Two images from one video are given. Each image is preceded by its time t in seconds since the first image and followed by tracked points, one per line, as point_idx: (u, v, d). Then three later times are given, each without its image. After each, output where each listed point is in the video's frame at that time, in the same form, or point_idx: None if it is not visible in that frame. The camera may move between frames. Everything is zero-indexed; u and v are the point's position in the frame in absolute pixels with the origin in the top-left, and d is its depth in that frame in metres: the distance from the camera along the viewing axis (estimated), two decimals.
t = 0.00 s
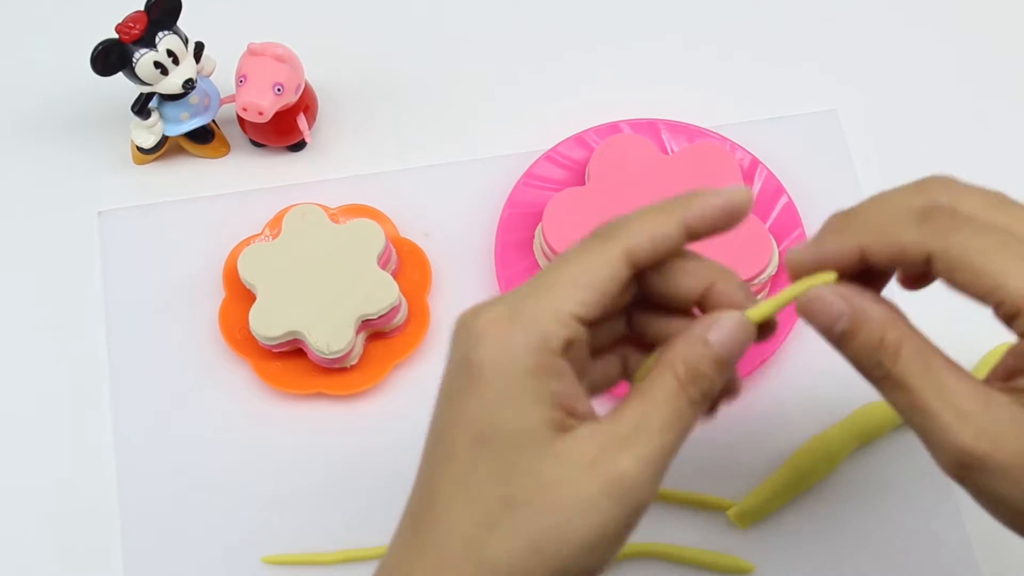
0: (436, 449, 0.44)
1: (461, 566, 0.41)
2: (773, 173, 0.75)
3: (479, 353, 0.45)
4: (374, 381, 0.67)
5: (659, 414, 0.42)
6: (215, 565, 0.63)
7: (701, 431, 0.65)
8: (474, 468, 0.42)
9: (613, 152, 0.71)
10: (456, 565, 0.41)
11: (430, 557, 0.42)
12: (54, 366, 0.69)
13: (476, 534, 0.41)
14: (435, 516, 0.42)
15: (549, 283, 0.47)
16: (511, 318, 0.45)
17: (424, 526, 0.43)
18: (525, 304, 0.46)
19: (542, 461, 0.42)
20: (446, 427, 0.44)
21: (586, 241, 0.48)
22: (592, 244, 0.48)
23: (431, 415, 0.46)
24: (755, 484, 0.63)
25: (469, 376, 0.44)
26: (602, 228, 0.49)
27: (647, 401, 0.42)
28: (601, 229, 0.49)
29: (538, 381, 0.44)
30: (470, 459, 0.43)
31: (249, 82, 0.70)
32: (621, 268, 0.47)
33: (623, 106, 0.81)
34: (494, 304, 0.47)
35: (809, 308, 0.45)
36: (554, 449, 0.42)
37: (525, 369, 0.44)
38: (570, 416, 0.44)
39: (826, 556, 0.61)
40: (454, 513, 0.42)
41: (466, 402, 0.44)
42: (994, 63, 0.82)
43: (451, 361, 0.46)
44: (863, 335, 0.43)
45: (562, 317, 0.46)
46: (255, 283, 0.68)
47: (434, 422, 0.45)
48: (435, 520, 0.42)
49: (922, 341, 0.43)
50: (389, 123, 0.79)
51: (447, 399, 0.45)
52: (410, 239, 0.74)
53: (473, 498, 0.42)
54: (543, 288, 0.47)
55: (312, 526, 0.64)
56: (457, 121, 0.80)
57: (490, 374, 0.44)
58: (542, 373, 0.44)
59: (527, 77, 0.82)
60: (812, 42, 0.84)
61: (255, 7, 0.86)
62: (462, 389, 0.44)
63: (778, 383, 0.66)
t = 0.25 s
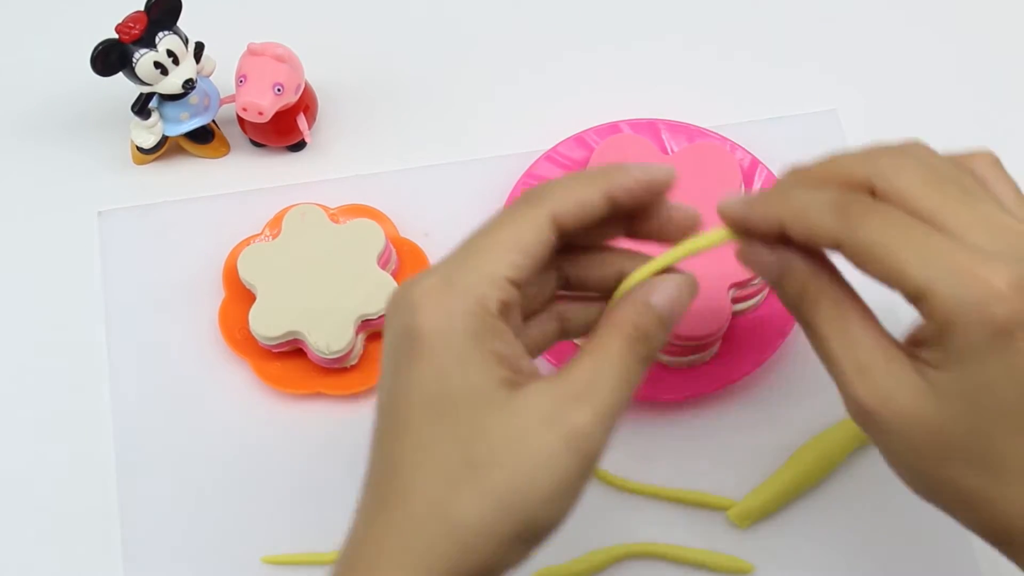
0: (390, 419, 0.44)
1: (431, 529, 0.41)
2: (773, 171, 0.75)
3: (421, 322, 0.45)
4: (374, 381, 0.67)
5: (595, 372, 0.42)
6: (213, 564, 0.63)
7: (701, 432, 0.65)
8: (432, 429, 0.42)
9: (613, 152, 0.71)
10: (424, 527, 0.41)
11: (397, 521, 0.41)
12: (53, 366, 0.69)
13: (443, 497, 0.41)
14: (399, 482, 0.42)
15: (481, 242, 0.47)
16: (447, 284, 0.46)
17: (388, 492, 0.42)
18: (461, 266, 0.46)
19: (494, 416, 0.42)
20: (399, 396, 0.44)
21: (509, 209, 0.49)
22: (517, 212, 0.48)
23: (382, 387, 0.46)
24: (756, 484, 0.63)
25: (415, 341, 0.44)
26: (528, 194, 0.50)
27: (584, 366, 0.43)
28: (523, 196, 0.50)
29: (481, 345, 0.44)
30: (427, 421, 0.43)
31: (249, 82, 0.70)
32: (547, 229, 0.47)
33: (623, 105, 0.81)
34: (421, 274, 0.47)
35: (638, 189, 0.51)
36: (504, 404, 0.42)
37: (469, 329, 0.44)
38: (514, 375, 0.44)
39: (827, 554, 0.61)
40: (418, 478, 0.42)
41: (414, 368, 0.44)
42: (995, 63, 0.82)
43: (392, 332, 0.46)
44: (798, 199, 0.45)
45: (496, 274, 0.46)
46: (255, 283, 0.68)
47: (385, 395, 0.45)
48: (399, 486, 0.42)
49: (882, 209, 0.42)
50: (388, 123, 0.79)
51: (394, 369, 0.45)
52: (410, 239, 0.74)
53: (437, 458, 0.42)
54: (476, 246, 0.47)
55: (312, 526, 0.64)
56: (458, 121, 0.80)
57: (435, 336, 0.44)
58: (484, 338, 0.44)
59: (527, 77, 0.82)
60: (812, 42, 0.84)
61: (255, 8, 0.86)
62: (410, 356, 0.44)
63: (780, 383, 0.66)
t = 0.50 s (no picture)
0: (350, 375, 0.48)
1: (409, 467, 0.45)
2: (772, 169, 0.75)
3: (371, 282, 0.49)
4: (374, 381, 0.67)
5: (518, 309, 0.51)
6: (211, 564, 0.62)
7: (700, 432, 0.65)
8: (393, 376, 0.47)
9: (613, 152, 0.70)
10: (404, 466, 0.45)
11: (374, 466, 0.45)
12: (52, 365, 0.69)
13: (415, 438, 0.46)
14: (368, 429, 0.46)
15: (402, 208, 0.52)
16: (383, 249, 0.51)
17: (361, 440, 0.46)
18: (392, 233, 0.51)
19: (449, 355, 0.48)
20: (355, 353, 0.48)
21: (410, 179, 0.55)
22: (416, 178, 0.54)
23: (337, 350, 0.50)
24: (756, 484, 0.62)
25: (364, 302, 0.49)
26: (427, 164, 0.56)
27: (511, 303, 0.51)
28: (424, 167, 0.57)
29: (427, 293, 0.50)
30: (389, 365, 0.47)
31: (249, 82, 0.70)
32: (449, 186, 0.54)
33: (622, 104, 0.81)
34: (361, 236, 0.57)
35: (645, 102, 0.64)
36: (455, 343, 0.48)
37: (408, 283, 0.49)
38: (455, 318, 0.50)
39: (830, 553, 0.60)
40: (387, 424, 0.46)
41: (365, 326, 0.49)
42: (995, 63, 0.82)
43: (338, 300, 0.51)
44: (730, 80, 0.57)
45: (423, 232, 0.52)
46: (255, 283, 0.68)
47: (340, 356, 0.49)
48: (369, 433, 0.46)
49: (745, 82, 0.57)
50: (388, 123, 0.79)
51: (348, 331, 0.49)
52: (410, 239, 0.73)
53: (405, 402, 0.46)
54: (399, 213, 0.52)
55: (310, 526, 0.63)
56: (457, 120, 0.80)
57: (381, 294, 0.49)
58: (426, 287, 0.50)
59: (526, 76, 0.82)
60: (810, 41, 0.84)
61: (255, 9, 0.86)
62: (360, 316, 0.49)
63: (778, 384, 0.67)
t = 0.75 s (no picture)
0: (434, 383, 0.50)
1: (506, 473, 0.48)
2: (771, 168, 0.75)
3: (448, 291, 0.51)
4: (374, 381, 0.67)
5: (562, 299, 0.56)
6: (212, 564, 0.62)
7: (700, 432, 0.65)
8: (481, 383, 0.49)
9: (613, 153, 0.71)
10: (498, 471, 0.48)
11: (468, 472, 0.48)
12: (52, 365, 0.69)
13: (507, 443, 0.49)
14: (460, 435, 0.48)
15: (465, 212, 0.54)
16: (456, 254, 0.52)
17: (449, 446, 0.49)
18: (460, 237, 0.52)
19: (527, 359, 0.51)
20: (440, 361, 0.50)
21: (467, 179, 0.56)
22: (475, 180, 0.55)
23: (409, 355, 0.51)
24: (756, 484, 0.62)
25: (445, 310, 0.51)
26: (479, 164, 0.57)
27: (556, 294, 0.56)
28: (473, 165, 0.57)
29: (500, 298, 0.52)
30: (475, 374, 0.49)
31: (249, 82, 0.70)
32: (511, 190, 0.55)
33: (622, 103, 0.81)
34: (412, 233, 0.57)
35: (643, 132, 0.67)
36: (530, 347, 0.52)
37: (487, 291, 0.51)
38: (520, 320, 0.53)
39: (831, 553, 0.60)
40: (478, 431, 0.48)
41: (451, 334, 0.50)
42: (994, 63, 0.83)
43: (409, 305, 0.52)
44: (709, 97, 0.59)
45: (492, 238, 0.53)
46: (255, 283, 0.68)
47: (415, 362, 0.51)
48: (460, 439, 0.48)
49: (727, 91, 0.59)
50: (388, 122, 0.79)
51: (426, 337, 0.51)
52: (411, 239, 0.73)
53: (498, 407, 0.49)
54: (462, 217, 0.53)
55: (309, 526, 0.63)
56: (457, 120, 0.80)
57: (463, 303, 0.51)
58: (500, 292, 0.52)
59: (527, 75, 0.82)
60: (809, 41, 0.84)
61: (255, 9, 0.86)
62: (443, 323, 0.51)
63: (778, 383, 0.67)
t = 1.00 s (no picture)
0: (421, 394, 0.50)
1: (493, 484, 0.49)
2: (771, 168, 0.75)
3: (433, 304, 0.51)
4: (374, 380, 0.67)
5: (555, 315, 0.56)
6: (212, 564, 0.62)
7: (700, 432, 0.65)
8: (468, 394, 0.50)
9: (613, 152, 0.71)
10: (484, 482, 0.49)
11: (455, 484, 0.48)
12: (52, 365, 0.69)
13: (494, 454, 0.49)
14: (447, 446, 0.49)
15: (454, 223, 0.53)
16: (444, 266, 0.52)
17: (437, 457, 0.49)
18: (448, 249, 0.52)
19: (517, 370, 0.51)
20: (427, 372, 0.50)
21: (455, 190, 0.56)
22: (463, 191, 0.55)
23: (395, 366, 0.51)
24: (756, 484, 0.62)
25: (432, 321, 0.51)
26: (468, 174, 0.57)
27: (549, 308, 0.56)
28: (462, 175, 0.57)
29: (488, 309, 0.52)
30: (461, 386, 0.50)
31: (249, 82, 0.70)
32: (499, 201, 0.55)
33: (622, 103, 0.81)
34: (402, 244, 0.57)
35: (624, 140, 0.64)
36: (519, 358, 0.52)
37: (476, 302, 0.51)
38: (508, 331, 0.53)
39: (831, 552, 0.61)
40: (464, 443, 0.49)
41: (438, 345, 0.50)
42: (993, 63, 0.83)
43: (397, 315, 0.52)
44: (707, 107, 0.57)
45: (481, 249, 0.53)
46: (255, 283, 0.68)
47: (401, 373, 0.51)
48: (445, 450, 0.49)
49: (724, 105, 0.57)
50: (388, 122, 0.79)
51: (412, 348, 0.51)
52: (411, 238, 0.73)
53: (484, 419, 0.49)
54: (449, 228, 0.53)
55: (309, 526, 0.63)
56: (457, 120, 0.80)
57: (451, 314, 0.51)
58: (487, 303, 0.52)
59: (526, 75, 0.82)
60: (808, 41, 0.84)
61: (255, 9, 0.86)
62: (430, 334, 0.51)
63: (777, 383, 0.67)
